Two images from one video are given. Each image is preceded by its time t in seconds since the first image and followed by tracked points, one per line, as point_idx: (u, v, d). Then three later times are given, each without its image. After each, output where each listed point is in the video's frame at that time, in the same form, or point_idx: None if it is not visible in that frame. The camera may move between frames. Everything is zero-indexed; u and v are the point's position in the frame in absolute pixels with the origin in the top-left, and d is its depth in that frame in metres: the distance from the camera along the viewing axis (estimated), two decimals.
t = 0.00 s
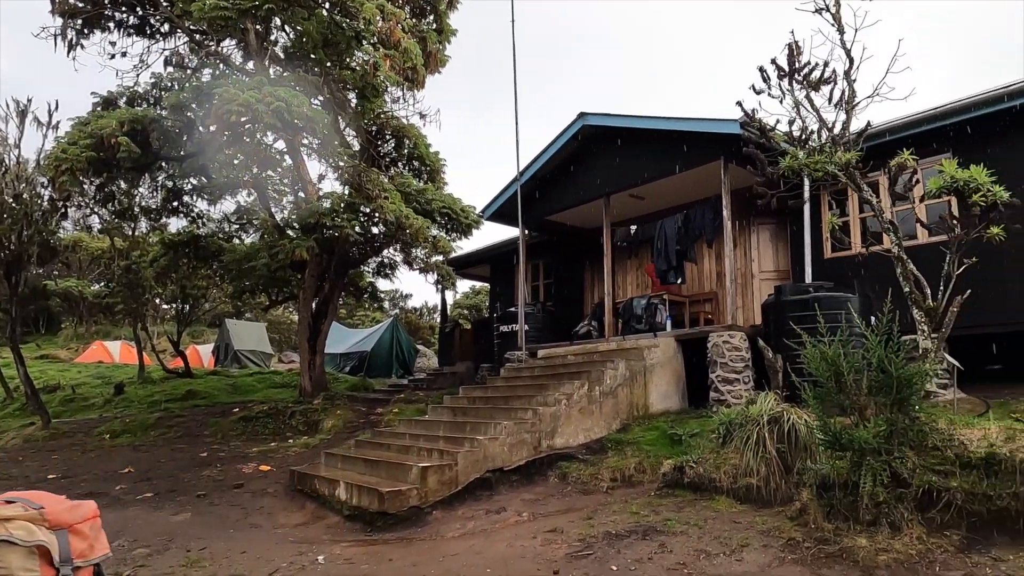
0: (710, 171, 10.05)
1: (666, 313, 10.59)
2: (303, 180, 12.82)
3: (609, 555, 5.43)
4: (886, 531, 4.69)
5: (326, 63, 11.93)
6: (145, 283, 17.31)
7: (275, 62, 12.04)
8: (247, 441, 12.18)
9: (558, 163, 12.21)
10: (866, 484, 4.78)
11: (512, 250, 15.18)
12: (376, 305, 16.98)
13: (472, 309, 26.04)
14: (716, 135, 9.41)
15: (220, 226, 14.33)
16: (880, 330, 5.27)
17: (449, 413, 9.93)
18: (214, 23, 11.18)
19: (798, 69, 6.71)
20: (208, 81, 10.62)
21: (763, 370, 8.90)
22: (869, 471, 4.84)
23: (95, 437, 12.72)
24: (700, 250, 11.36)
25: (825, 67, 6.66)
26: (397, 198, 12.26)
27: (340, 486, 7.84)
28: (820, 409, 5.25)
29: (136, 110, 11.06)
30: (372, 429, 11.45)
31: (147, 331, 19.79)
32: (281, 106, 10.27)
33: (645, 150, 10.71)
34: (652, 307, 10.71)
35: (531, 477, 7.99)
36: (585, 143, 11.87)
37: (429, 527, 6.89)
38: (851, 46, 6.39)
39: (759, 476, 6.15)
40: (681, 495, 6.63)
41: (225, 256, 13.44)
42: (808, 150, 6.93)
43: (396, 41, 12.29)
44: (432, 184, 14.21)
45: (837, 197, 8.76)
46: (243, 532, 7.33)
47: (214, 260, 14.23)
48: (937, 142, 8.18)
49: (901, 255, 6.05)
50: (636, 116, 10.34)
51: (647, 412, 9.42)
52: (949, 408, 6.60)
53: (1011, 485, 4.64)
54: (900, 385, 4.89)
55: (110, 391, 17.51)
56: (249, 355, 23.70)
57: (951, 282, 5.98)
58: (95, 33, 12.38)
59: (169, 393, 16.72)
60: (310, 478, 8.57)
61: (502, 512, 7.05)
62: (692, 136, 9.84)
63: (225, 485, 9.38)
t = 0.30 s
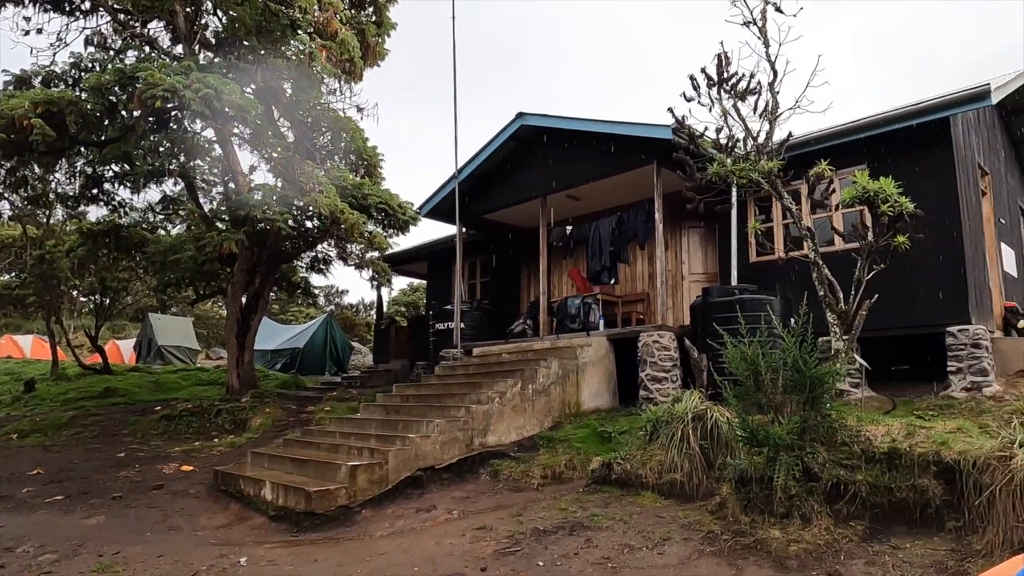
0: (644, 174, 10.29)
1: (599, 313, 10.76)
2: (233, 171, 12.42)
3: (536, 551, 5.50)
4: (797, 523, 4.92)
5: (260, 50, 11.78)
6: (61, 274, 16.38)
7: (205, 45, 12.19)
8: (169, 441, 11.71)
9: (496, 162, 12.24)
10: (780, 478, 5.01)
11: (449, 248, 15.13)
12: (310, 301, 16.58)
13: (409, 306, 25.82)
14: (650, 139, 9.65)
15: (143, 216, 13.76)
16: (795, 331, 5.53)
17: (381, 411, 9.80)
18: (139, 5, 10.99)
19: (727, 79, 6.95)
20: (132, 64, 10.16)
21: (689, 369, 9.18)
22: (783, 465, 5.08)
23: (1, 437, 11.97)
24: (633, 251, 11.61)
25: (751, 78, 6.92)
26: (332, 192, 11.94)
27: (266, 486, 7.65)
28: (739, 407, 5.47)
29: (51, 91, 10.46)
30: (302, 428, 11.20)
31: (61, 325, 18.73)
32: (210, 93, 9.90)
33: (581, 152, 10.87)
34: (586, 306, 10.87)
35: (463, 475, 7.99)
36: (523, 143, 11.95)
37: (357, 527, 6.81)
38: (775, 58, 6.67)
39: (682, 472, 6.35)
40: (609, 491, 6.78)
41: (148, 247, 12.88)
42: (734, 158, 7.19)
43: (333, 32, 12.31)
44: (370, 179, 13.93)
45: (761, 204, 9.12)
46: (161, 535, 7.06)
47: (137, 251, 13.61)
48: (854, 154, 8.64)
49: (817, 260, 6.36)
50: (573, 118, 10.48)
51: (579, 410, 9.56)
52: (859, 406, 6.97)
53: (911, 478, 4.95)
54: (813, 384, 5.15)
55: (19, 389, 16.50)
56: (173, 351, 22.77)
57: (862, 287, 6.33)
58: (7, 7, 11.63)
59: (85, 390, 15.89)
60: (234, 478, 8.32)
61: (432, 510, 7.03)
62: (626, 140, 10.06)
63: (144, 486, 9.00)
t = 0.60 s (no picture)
0: (580, 176, 10.43)
1: (534, 313, 10.84)
2: (159, 160, 11.94)
3: (465, 550, 5.51)
4: (717, 518, 5.10)
5: (189, 37, 11.52)
6: None
7: (130, 27, 11.68)
8: (84, 442, 11.14)
9: (434, 160, 12.16)
10: (701, 474, 5.19)
11: (386, 245, 14.94)
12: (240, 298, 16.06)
13: (346, 304, 25.34)
14: (587, 142, 9.78)
15: (60, 206, 13.08)
16: (718, 333, 5.71)
17: (312, 410, 9.60)
18: None
19: (659, 86, 7.13)
20: (48, 45, 9.59)
21: (621, 368, 9.36)
22: (704, 462, 5.26)
23: None
24: (569, 252, 11.75)
25: (682, 86, 7.12)
26: (264, 185, 11.61)
27: (188, 489, 7.38)
28: (665, 407, 5.62)
29: None
30: (228, 428, 10.85)
31: None
32: (134, 79, 9.46)
33: (519, 152, 10.92)
34: (522, 306, 10.92)
35: (395, 475, 7.92)
36: (461, 141, 11.90)
37: (283, 530, 6.66)
38: (705, 68, 6.88)
39: (611, 470, 6.48)
40: (539, 490, 6.84)
41: (64, 238, 12.20)
42: (665, 163, 7.37)
43: (267, 21, 11.89)
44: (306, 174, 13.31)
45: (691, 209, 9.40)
46: (72, 541, 6.72)
47: (52, 242, 12.87)
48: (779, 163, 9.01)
49: (741, 264, 6.61)
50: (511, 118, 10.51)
51: (513, 408, 9.60)
52: (779, 405, 7.26)
53: (822, 473, 5.20)
54: (733, 384, 5.34)
55: None
56: (92, 348, 21.64)
57: (782, 290, 6.60)
58: None
59: None
60: (154, 481, 7.99)
61: (362, 511, 6.93)
62: (563, 141, 10.18)
63: (54, 491, 8.52)
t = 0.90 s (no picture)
0: (521, 177, 10.48)
1: (474, 312, 10.83)
2: (81, 148, 11.35)
3: (397, 551, 5.46)
4: (646, 514, 5.22)
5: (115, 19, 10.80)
6: None
7: (50, 7, 10.73)
8: None
9: (373, 157, 11.99)
10: (631, 472, 5.30)
11: (324, 242, 14.65)
12: (168, 294, 15.42)
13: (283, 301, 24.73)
14: (528, 143, 9.84)
15: None
16: (649, 334, 5.85)
17: (243, 411, 9.32)
18: None
19: (597, 90, 7.23)
20: None
21: (558, 368, 9.46)
22: (634, 460, 5.37)
23: None
24: (509, 253, 11.80)
25: (619, 91, 7.25)
26: (195, 178, 11.22)
27: (106, 494, 7.05)
28: (597, 406, 5.71)
29: None
30: (153, 430, 10.42)
31: None
32: (53, 63, 8.94)
33: (461, 151, 10.86)
34: (461, 306, 10.88)
35: (328, 476, 7.77)
36: (402, 139, 11.78)
37: (209, 535, 6.45)
38: (641, 74, 7.03)
39: (545, 469, 6.54)
40: (475, 489, 6.85)
41: None
42: (602, 166, 7.50)
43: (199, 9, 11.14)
44: (239, 168, 12.68)
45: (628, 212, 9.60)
46: None
47: None
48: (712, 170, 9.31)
49: (673, 266, 6.78)
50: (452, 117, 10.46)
51: (451, 408, 9.57)
52: (709, 404, 7.47)
53: (746, 469, 5.40)
54: (664, 384, 5.48)
55: None
56: (7, 346, 20.40)
57: (712, 293, 6.80)
58: None
59: None
60: (69, 486, 7.60)
61: (292, 513, 6.78)
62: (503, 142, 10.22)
63: None
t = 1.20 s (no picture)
0: (465, 176, 10.47)
1: (417, 311, 10.74)
2: None
3: (333, 554, 5.38)
4: (584, 512, 5.29)
5: None
6: None
7: None
8: None
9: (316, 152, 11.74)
10: (569, 470, 5.36)
11: (264, 239, 14.28)
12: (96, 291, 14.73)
13: (221, 299, 23.99)
14: (474, 143, 9.84)
15: None
16: (588, 334, 5.92)
17: (175, 412, 9.00)
18: None
19: (540, 91, 7.29)
20: None
21: (501, 368, 9.48)
22: (572, 458, 5.44)
23: None
24: (453, 252, 11.75)
25: (563, 93, 7.32)
26: (126, 169, 10.75)
27: (24, 501, 6.70)
28: (536, 405, 5.76)
29: None
30: (78, 433, 9.95)
31: None
32: None
33: (406, 148, 10.74)
34: (404, 305, 10.76)
35: (264, 478, 7.58)
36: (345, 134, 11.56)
37: (135, 541, 6.20)
38: (584, 78, 7.12)
39: (486, 468, 6.55)
40: (415, 489, 6.80)
41: None
42: (545, 167, 7.56)
43: None
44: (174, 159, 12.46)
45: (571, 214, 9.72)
46: None
47: None
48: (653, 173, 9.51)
49: (613, 267, 6.88)
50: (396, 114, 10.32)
51: (392, 408, 9.46)
52: (647, 402, 7.62)
53: (680, 466, 5.53)
54: (603, 383, 5.56)
55: None
56: None
57: (650, 294, 6.94)
58: None
59: None
60: None
61: (225, 517, 6.59)
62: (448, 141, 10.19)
63: None
